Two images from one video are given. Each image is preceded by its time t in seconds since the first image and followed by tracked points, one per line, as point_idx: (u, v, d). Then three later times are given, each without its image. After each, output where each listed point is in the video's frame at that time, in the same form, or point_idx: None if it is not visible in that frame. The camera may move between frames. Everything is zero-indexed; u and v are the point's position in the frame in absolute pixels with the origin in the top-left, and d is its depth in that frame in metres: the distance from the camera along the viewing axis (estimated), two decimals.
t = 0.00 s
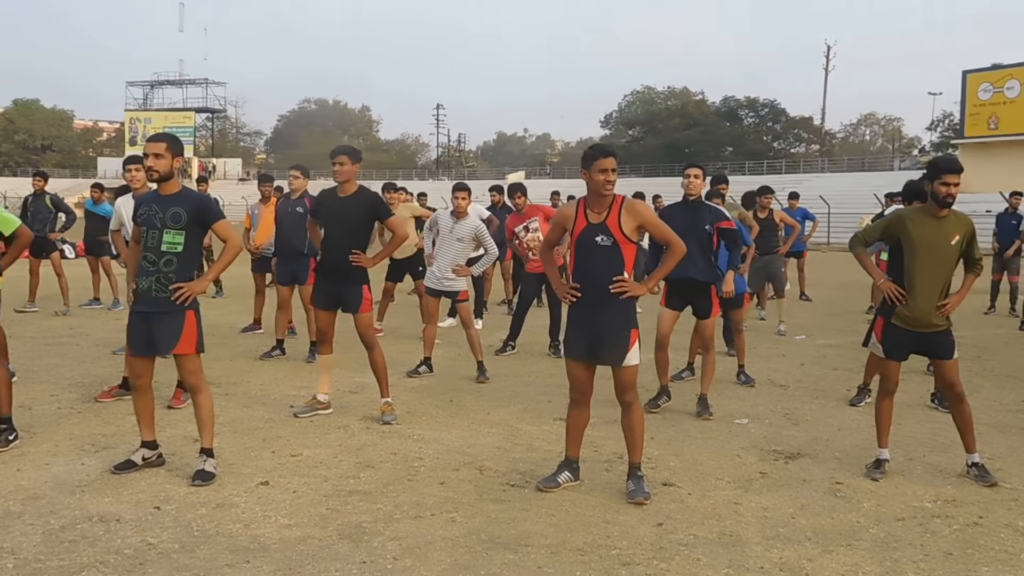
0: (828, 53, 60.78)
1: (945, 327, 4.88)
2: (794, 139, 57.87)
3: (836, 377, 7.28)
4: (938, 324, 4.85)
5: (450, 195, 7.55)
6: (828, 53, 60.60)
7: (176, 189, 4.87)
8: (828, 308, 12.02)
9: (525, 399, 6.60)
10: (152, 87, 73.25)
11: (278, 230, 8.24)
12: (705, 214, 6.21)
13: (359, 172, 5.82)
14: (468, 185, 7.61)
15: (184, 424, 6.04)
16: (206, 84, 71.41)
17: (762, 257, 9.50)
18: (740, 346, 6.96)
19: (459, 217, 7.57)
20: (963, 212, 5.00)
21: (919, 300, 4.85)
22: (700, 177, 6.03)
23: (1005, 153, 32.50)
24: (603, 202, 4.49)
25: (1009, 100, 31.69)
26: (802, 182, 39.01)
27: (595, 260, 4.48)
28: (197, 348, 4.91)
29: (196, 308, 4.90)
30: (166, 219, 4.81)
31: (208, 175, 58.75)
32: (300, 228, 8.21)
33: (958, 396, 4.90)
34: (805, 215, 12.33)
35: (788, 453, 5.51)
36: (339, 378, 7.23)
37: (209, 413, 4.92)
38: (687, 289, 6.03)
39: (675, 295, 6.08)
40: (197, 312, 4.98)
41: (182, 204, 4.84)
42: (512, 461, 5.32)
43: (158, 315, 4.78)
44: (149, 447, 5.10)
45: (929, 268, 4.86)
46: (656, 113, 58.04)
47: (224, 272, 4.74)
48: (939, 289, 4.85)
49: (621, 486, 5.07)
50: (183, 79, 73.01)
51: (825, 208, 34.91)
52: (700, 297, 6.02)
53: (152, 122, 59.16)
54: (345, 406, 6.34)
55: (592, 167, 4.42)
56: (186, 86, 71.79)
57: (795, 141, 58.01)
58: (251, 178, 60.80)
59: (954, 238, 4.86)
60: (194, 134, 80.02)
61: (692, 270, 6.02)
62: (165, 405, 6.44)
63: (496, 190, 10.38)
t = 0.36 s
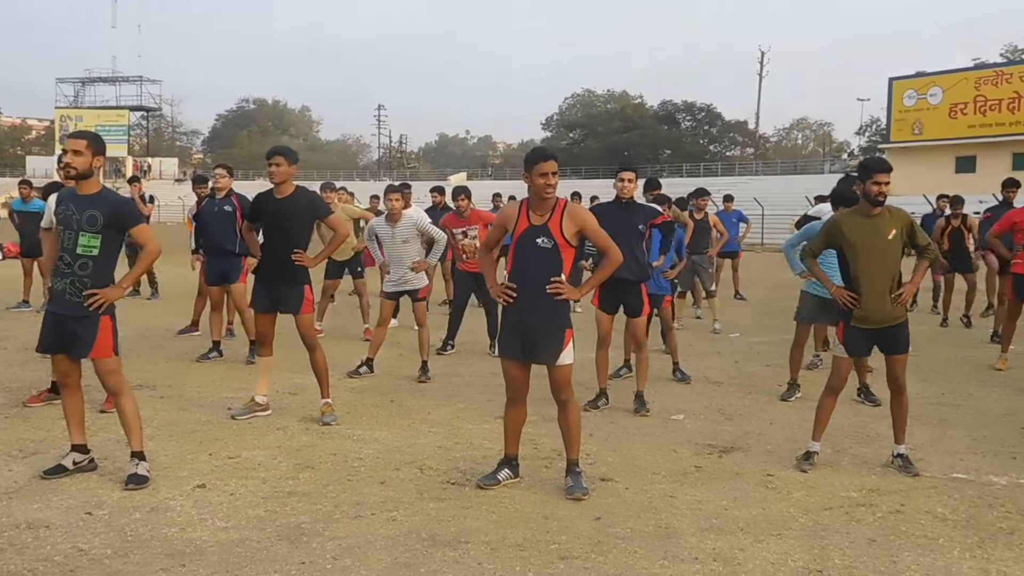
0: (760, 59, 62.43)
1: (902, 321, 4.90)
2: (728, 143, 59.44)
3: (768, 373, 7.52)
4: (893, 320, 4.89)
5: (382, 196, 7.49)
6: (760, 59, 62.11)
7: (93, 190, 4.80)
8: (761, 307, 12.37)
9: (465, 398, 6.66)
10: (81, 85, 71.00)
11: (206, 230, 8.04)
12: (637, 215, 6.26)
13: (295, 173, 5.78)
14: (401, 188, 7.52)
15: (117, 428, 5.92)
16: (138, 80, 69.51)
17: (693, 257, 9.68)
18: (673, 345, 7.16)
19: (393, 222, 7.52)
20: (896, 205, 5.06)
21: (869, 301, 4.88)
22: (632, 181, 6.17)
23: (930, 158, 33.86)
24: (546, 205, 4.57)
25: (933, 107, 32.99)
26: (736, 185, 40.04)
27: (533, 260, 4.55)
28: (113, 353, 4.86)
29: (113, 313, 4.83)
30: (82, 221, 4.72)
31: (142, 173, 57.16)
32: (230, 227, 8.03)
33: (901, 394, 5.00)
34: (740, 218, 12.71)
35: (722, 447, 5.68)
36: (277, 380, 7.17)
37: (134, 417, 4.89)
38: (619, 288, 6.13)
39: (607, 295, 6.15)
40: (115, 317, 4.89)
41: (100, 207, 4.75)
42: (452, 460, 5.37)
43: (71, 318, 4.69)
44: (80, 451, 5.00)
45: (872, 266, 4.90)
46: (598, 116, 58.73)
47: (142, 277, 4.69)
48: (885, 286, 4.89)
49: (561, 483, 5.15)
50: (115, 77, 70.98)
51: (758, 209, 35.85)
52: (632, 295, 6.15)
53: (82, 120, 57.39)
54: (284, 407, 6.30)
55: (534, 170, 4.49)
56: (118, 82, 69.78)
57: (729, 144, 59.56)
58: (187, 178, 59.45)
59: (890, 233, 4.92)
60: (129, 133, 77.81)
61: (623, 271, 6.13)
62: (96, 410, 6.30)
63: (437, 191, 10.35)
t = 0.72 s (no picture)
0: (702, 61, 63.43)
1: (842, 318, 5.03)
2: (671, 142, 60.49)
3: (709, 369, 7.67)
4: (829, 318, 5.01)
5: (329, 188, 7.38)
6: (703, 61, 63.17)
7: (9, 186, 4.59)
8: (702, 304, 12.60)
9: (409, 397, 6.64)
10: (13, 78, 68.60)
11: (145, 229, 7.83)
12: (567, 213, 6.29)
13: (231, 171, 5.64)
14: (348, 180, 7.48)
15: (45, 434, 5.74)
16: (70, 75, 67.34)
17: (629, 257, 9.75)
18: (616, 343, 7.23)
19: (338, 214, 7.49)
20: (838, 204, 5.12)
21: (806, 298, 5.02)
22: (563, 181, 6.11)
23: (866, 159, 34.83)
24: (484, 205, 4.63)
25: (867, 109, 33.84)
26: (678, 184, 40.70)
27: (467, 258, 4.61)
28: (51, 350, 4.77)
29: (49, 311, 4.73)
30: (2, 221, 4.51)
31: (77, 170, 55.50)
32: (170, 226, 7.83)
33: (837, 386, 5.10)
34: (681, 218, 12.95)
35: (664, 443, 5.76)
36: (215, 381, 7.05)
37: (69, 418, 4.77)
38: (552, 288, 6.16)
39: (540, 294, 6.19)
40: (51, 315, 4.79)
41: (17, 204, 4.56)
42: (396, 460, 5.34)
43: (8, 320, 4.53)
44: (6, 459, 4.84)
45: (810, 265, 5.02)
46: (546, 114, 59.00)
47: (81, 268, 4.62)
48: (823, 285, 5.00)
49: (506, 481, 5.15)
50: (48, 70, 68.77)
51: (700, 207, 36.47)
52: (565, 295, 6.19)
53: (12, 115, 55.48)
54: (222, 409, 6.20)
55: (469, 169, 4.53)
56: (50, 76, 67.61)
57: (672, 144, 60.59)
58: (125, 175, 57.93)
59: (827, 233, 5.01)
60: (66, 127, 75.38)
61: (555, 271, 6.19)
62: (24, 415, 6.11)
63: (381, 189, 10.25)
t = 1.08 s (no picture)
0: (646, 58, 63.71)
1: (753, 318, 5.14)
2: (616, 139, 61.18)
3: (652, 364, 7.76)
4: (744, 314, 5.12)
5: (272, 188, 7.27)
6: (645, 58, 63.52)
7: None
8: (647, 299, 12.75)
9: (351, 395, 6.60)
10: None
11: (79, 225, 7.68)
12: (510, 207, 6.33)
13: (163, 168, 5.53)
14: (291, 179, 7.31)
15: None
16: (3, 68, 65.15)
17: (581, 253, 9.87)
18: (564, 338, 7.26)
19: (277, 213, 7.37)
20: (761, 200, 5.27)
21: (721, 291, 5.15)
22: (503, 177, 6.18)
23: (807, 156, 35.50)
24: (414, 203, 4.64)
25: (808, 108, 34.36)
26: (624, 180, 41.01)
27: (406, 256, 4.62)
28: None
29: None
30: None
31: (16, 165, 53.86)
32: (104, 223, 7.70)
33: (761, 379, 5.16)
34: (622, 215, 13.24)
35: (608, 437, 5.80)
36: (151, 381, 6.94)
37: None
38: (497, 284, 6.18)
39: (485, 290, 6.21)
40: None
41: None
42: (338, 458, 5.31)
43: None
44: None
45: (728, 259, 5.16)
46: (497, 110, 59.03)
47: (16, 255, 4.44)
48: (740, 280, 5.15)
49: (450, 478, 5.14)
50: None
51: (646, 203, 36.77)
52: (512, 291, 6.22)
53: None
54: (159, 410, 6.09)
55: (397, 168, 4.55)
56: None
57: (617, 141, 61.36)
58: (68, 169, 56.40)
59: (748, 228, 5.16)
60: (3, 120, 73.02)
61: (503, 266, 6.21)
62: None
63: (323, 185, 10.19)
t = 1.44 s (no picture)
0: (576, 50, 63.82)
1: (682, 309, 5.36)
2: (561, 133, 61.72)
3: (595, 357, 7.83)
4: (677, 305, 5.34)
5: (203, 181, 7.20)
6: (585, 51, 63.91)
7: None
8: (591, 293, 12.85)
9: (292, 391, 6.55)
10: None
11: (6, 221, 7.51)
12: (459, 200, 6.32)
13: (96, 161, 5.43)
14: (223, 171, 7.28)
15: None
16: None
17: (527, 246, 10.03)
18: (511, 332, 7.25)
19: (212, 209, 7.31)
20: (694, 198, 5.49)
21: (659, 284, 5.32)
22: (451, 169, 6.20)
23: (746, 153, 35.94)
24: (349, 192, 4.59)
25: (750, 101, 34.88)
26: (569, 175, 41.22)
27: (351, 247, 4.54)
28: None
29: None
30: None
31: None
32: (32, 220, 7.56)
33: (699, 367, 5.37)
34: (570, 207, 13.29)
35: (551, 430, 5.82)
36: (83, 379, 6.80)
37: None
38: (444, 278, 6.15)
39: (432, 283, 6.17)
40: None
41: None
42: (278, 454, 5.25)
43: None
44: None
45: (663, 252, 5.34)
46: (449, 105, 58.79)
47: None
48: (675, 274, 5.34)
49: (392, 472, 5.11)
50: None
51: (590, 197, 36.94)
52: (460, 285, 6.19)
53: None
54: (93, 409, 5.97)
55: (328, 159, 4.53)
56: None
57: (562, 134, 61.87)
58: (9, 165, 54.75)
59: (684, 225, 5.36)
60: None
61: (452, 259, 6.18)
62: None
63: (261, 180, 10.15)
